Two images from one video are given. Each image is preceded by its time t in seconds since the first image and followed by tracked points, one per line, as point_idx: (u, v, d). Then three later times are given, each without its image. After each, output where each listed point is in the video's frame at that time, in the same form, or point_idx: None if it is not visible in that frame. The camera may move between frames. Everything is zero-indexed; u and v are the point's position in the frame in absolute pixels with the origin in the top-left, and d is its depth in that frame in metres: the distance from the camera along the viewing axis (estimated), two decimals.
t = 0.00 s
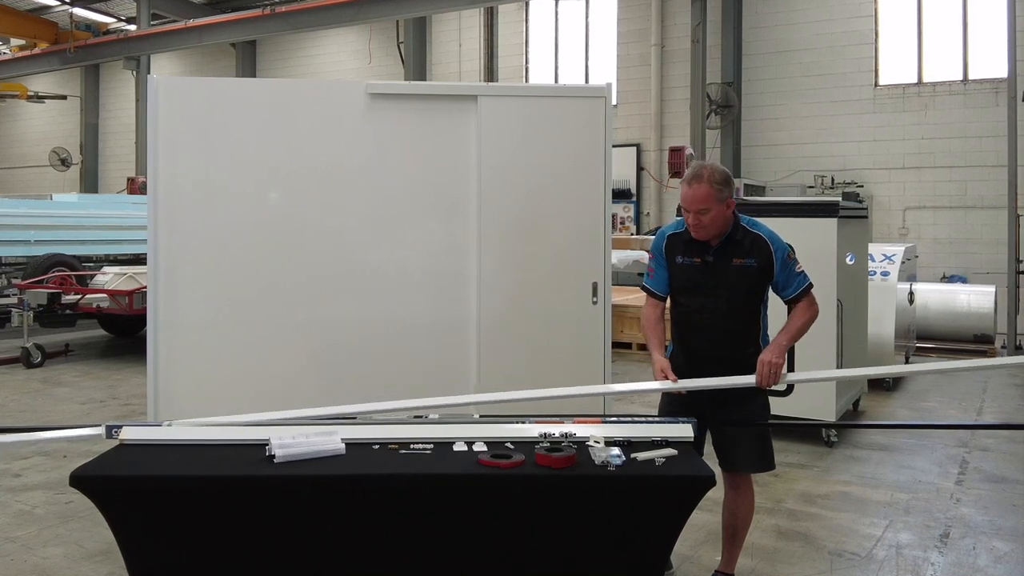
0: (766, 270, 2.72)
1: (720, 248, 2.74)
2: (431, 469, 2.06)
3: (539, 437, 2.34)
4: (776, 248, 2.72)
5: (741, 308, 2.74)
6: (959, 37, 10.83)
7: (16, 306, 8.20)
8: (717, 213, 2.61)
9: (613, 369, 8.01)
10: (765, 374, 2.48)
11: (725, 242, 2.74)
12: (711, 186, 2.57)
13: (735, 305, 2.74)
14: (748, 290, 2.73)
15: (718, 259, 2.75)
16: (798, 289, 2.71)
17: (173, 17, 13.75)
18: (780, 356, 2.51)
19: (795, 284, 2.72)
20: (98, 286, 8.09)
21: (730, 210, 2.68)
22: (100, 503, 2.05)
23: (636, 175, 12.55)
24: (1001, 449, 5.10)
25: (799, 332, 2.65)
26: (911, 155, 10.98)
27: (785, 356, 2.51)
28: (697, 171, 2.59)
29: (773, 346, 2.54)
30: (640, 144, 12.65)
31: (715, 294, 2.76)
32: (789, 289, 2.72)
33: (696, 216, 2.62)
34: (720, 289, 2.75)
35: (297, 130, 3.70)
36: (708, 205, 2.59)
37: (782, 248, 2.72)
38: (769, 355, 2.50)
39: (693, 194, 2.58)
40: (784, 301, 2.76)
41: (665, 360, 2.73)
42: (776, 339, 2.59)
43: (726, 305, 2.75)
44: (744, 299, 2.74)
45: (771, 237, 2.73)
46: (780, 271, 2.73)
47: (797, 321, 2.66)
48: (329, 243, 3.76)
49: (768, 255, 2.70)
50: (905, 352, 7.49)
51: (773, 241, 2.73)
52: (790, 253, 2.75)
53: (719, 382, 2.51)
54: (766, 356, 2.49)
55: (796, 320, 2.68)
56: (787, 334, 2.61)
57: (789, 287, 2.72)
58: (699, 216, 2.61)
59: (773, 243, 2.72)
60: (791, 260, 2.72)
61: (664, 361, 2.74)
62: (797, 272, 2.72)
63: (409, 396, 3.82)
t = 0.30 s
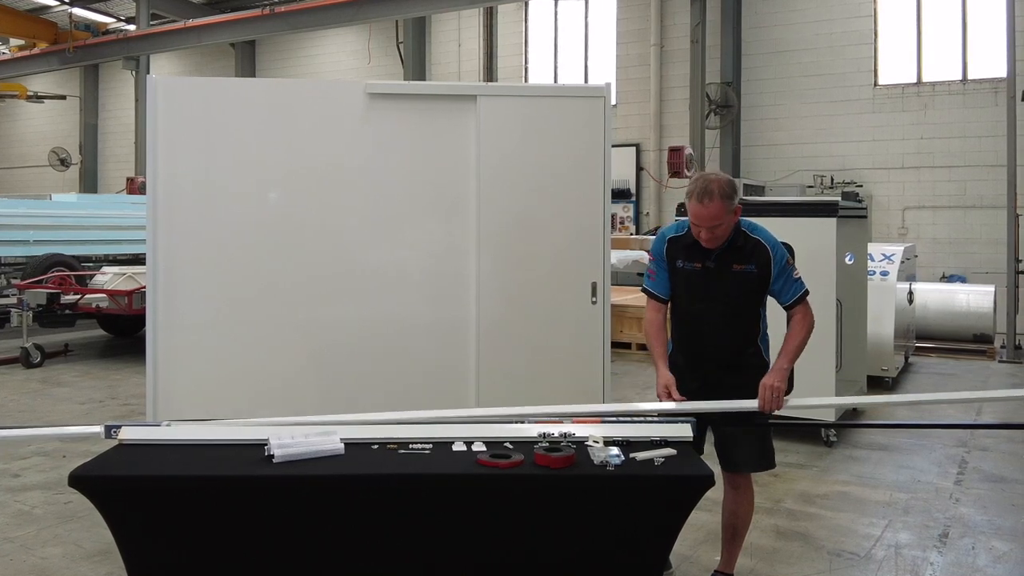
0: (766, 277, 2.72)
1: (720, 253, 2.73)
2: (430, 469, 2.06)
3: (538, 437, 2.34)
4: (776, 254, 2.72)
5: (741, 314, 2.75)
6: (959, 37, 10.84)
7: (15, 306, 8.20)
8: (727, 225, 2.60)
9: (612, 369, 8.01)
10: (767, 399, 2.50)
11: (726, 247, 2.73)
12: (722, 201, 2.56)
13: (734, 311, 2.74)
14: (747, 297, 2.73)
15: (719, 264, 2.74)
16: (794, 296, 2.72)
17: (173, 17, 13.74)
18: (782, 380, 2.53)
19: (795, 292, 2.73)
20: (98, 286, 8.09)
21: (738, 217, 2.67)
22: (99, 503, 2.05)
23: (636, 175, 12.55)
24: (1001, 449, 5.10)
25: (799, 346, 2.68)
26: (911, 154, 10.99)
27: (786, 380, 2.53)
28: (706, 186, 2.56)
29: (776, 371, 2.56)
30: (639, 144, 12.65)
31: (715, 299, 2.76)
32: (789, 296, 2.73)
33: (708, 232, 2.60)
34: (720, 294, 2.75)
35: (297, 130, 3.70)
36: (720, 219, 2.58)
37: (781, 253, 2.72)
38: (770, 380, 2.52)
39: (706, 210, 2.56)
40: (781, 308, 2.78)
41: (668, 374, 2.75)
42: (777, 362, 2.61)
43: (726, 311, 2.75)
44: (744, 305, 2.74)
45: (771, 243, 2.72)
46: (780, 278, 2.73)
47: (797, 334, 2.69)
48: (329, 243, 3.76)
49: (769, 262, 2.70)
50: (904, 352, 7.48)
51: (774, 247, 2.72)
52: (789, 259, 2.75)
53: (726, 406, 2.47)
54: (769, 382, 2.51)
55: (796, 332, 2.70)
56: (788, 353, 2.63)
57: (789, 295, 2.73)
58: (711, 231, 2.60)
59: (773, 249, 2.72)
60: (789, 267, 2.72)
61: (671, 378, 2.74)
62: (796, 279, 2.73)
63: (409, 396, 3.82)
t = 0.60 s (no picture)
0: (765, 283, 2.72)
1: (720, 256, 2.73)
2: (429, 469, 2.06)
3: (537, 437, 2.34)
4: (776, 261, 2.72)
5: (737, 317, 2.74)
6: (958, 37, 10.85)
7: (14, 306, 8.19)
8: (733, 229, 2.60)
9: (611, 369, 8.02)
10: (767, 417, 2.49)
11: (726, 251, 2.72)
12: (730, 205, 2.56)
13: (731, 314, 2.74)
14: (745, 302, 2.73)
15: (718, 266, 2.73)
16: (789, 305, 2.74)
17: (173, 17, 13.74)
18: (781, 399, 2.53)
19: (792, 301, 2.73)
20: (97, 286, 8.09)
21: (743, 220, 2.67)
22: (98, 503, 2.05)
23: (636, 175, 12.55)
24: (1000, 449, 5.10)
25: (795, 360, 2.70)
26: (910, 155, 10.99)
27: (785, 399, 2.54)
28: (715, 189, 2.56)
29: (774, 389, 2.57)
30: (639, 144, 12.64)
31: (712, 301, 2.75)
32: (785, 305, 2.74)
33: (715, 235, 2.60)
34: (717, 296, 2.74)
35: (296, 130, 3.70)
36: (726, 223, 2.58)
37: (781, 261, 2.72)
38: (771, 400, 2.52)
39: (713, 213, 2.56)
40: (776, 316, 2.78)
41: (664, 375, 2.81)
42: (776, 381, 2.61)
43: (724, 313, 2.74)
44: (741, 309, 2.73)
45: (773, 250, 2.71)
46: (780, 286, 2.74)
47: (794, 345, 2.71)
48: (330, 242, 3.76)
49: (769, 269, 2.70)
50: (904, 352, 7.48)
51: (775, 254, 2.72)
52: (788, 267, 2.75)
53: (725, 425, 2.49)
54: (769, 402, 2.51)
55: (792, 344, 2.71)
56: (786, 371, 2.65)
57: (787, 303, 2.73)
58: (717, 234, 2.60)
59: (774, 256, 2.72)
60: (788, 275, 2.73)
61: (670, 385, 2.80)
62: (793, 287, 2.74)
63: (409, 396, 3.82)
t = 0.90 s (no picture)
0: (761, 282, 2.72)
1: (717, 253, 2.74)
2: (429, 469, 2.06)
3: (537, 437, 2.34)
4: (773, 260, 2.73)
5: (734, 315, 2.74)
6: (958, 37, 10.85)
7: (14, 306, 8.19)
8: (734, 212, 2.62)
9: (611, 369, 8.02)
10: (766, 420, 2.51)
11: (724, 248, 2.74)
12: (730, 186, 2.58)
13: (727, 312, 2.74)
14: (741, 300, 2.73)
15: (715, 264, 2.74)
16: (786, 305, 2.73)
17: (173, 17, 13.75)
18: (780, 401, 2.54)
19: (790, 299, 2.73)
20: (96, 286, 8.09)
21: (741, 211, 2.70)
22: (99, 503, 2.05)
23: (635, 176, 12.56)
24: (999, 449, 5.10)
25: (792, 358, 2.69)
26: (909, 155, 11.00)
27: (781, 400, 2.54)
28: (712, 170, 2.59)
29: (771, 391, 2.57)
30: (639, 144, 12.65)
31: (709, 299, 2.75)
32: (782, 304, 2.73)
33: (717, 217, 2.60)
34: (713, 294, 2.75)
35: (296, 130, 3.70)
36: (727, 203, 2.59)
37: (778, 260, 2.73)
38: (768, 402, 2.52)
39: (713, 194, 2.57)
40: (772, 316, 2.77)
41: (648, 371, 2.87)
42: (772, 382, 2.61)
43: (720, 310, 2.75)
44: (738, 307, 2.74)
45: (769, 249, 2.72)
46: (777, 285, 2.73)
47: (791, 342, 2.70)
48: (329, 242, 3.76)
49: (765, 267, 2.70)
50: (904, 352, 7.48)
51: (771, 253, 2.73)
52: (785, 267, 2.75)
53: (724, 428, 2.49)
54: (766, 403, 2.51)
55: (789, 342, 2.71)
56: (783, 369, 2.64)
57: (784, 302, 2.73)
58: (719, 215, 2.60)
59: (771, 255, 2.72)
60: (785, 274, 2.73)
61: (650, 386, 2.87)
62: (790, 287, 2.73)
63: (410, 397, 3.82)
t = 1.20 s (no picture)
0: (754, 273, 2.72)
1: (711, 245, 2.76)
2: (430, 469, 2.06)
3: (537, 437, 2.34)
4: (765, 251, 2.71)
5: (727, 308, 2.75)
6: (957, 37, 10.86)
7: (14, 306, 8.19)
8: (727, 196, 2.67)
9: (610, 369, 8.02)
10: (767, 420, 2.54)
11: (716, 239, 2.75)
12: (721, 168, 2.64)
13: (719, 305, 2.75)
14: (733, 292, 2.73)
15: (708, 255, 2.76)
16: (780, 297, 2.69)
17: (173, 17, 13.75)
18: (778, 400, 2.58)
19: (784, 291, 2.70)
20: (96, 286, 8.11)
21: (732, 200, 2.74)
22: (100, 503, 2.05)
23: (635, 176, 12.56)
24: (999, 449, 5.11)
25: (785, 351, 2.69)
26: (909, 155, 11.00)
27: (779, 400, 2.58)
28: (702, 155, 2.66)
29: (767, 388, 2.59)
30: (639, 144, 12.65)
31: (703, 293, 2.77)
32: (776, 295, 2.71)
33: (709, 198, 2.65)
34: (706, 288, 2.76)
35: (296, 130, 3.71)
36: (719, 184, 2.65)
37: (770, 251, 2.72)
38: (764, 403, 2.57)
39: (707, 173, 2.62)
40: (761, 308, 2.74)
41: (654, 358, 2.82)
42: (766, 378, 2.62)
43: (713, 303, 2.75)
44: (731, 300, 2.74)
45: (762, 240, 2.72)
46: (770, 277, 2.71)
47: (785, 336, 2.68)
48: (330, 242, 3.76)
49: (757, 258, 2.70)
50: (903, 352, 7.49)
51: (764, 244, 2.72)
52: (778, 258, 2.74)
53: (725, 428, 2.50)
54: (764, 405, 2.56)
55: (779, 336, 2.69)
56: (773, 368, 2.65)
57: (777, 293, 2.70)
58: (711, 196, 2.64)
59: (763, 246, 2.72)
60: (777, 264, 2.71)
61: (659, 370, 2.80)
62: (782, 278, 2.71)
63: (410, 397, 3.82)
